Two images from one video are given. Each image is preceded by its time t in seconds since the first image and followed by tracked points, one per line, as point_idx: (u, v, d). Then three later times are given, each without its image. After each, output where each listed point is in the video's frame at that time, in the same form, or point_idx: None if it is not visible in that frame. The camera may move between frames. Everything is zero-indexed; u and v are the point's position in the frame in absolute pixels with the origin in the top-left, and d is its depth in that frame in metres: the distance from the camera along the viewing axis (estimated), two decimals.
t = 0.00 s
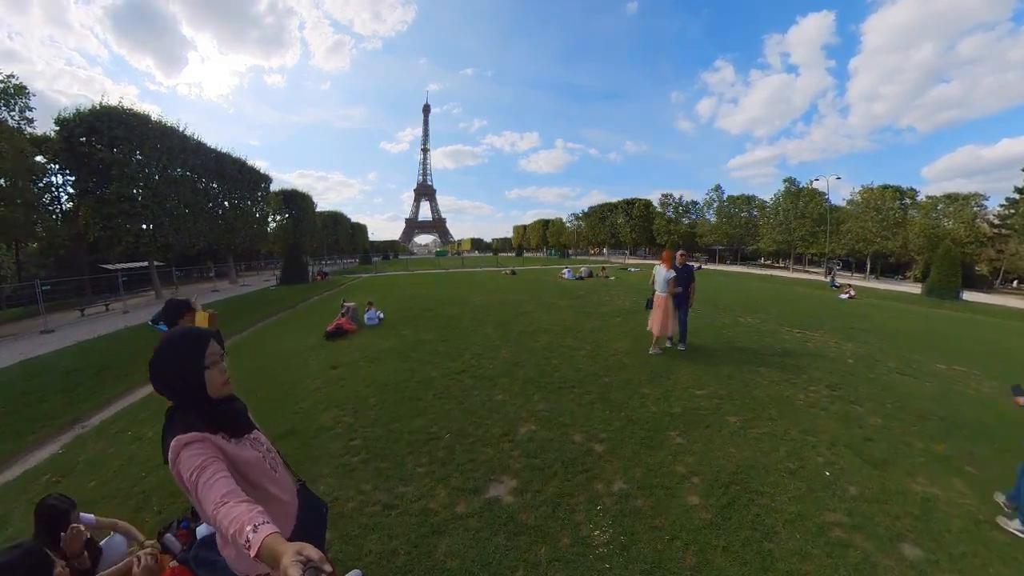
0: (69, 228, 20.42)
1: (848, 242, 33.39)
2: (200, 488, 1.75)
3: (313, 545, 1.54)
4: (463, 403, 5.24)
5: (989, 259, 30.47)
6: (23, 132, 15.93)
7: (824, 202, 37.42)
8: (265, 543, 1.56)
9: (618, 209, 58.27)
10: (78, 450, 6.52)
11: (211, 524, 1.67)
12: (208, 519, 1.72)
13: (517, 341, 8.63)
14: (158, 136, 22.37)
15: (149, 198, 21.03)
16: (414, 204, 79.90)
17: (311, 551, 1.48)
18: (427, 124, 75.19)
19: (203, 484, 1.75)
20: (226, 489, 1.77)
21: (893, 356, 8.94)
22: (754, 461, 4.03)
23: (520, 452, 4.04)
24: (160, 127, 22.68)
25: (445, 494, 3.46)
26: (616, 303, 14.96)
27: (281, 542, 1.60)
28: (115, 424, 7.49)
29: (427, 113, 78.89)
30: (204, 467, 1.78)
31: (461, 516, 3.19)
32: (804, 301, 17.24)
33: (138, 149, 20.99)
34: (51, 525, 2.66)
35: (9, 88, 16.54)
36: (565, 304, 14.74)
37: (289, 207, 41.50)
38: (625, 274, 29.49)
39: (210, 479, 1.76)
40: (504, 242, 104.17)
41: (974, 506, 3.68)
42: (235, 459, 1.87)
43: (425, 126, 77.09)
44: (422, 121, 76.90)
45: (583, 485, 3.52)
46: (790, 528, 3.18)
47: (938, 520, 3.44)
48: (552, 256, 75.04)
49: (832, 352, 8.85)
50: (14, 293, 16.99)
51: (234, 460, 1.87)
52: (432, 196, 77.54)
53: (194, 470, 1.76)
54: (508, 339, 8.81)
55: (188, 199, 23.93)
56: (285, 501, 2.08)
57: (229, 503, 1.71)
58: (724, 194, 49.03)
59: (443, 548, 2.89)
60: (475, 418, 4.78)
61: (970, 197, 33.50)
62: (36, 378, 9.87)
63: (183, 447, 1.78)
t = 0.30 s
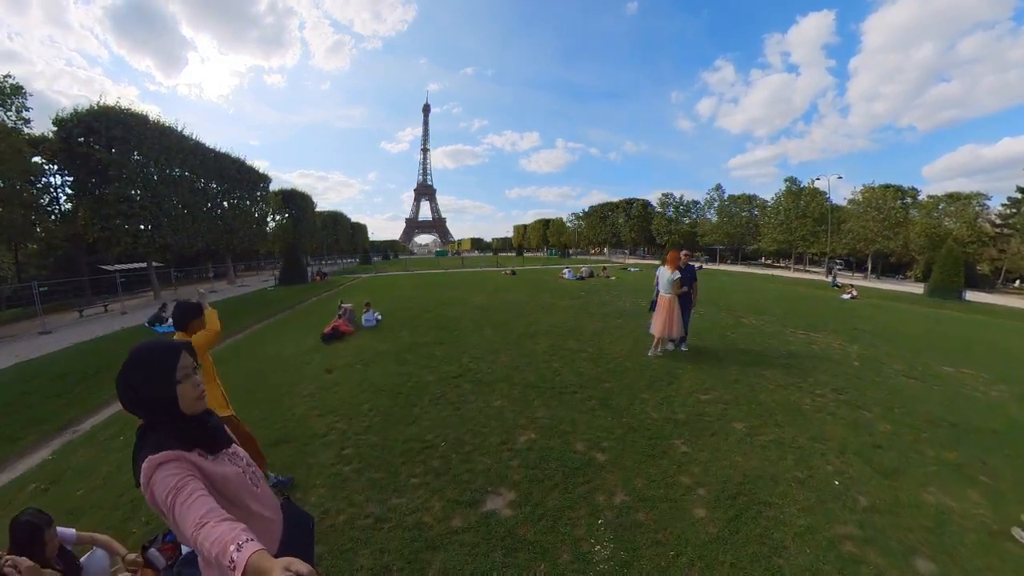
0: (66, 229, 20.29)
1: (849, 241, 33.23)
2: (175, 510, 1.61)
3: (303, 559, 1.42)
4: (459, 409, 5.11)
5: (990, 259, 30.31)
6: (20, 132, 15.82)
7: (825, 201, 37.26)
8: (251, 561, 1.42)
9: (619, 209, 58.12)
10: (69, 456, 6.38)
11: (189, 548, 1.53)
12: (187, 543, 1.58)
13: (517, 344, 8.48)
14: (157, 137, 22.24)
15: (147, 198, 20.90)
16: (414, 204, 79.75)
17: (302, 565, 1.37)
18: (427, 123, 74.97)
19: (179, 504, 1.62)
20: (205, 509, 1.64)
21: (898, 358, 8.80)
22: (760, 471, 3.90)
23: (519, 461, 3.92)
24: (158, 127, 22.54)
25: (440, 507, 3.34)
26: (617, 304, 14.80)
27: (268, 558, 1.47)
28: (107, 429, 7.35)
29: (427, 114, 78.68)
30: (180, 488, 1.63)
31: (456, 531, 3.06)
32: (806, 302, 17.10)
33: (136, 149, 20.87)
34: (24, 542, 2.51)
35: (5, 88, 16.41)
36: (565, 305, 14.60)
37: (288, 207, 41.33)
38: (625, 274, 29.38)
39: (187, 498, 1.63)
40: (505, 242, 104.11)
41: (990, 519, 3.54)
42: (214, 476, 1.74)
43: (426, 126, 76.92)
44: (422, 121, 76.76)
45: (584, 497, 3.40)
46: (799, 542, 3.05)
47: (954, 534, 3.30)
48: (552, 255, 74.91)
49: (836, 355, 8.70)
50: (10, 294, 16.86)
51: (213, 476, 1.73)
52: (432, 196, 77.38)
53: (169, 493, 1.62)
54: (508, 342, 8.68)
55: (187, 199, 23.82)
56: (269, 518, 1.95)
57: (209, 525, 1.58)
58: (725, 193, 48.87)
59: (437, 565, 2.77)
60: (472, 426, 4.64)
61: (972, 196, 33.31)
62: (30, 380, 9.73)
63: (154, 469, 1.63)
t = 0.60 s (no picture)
0: (64, 229, 20.18)
1: (850, 241, 33.10)
2: (149, 535, 1.46)
3: None
4: (458, 415, 5.00)
5: (992, 258, 30.15)
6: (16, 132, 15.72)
7: (826, 201, 37.11)
8: None
9: (619, 208, 58.03)
10: (62, 460, 6.28)
11: None
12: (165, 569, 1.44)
13: (517, 345, 8.36)
14: (155, 137, 22.13)
15: (145, 198, 20.79)
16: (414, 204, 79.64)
17: None
18: (427, 123, 74.94)
19: (153, 529, 1.47)
20: (185, 532, 1.50)
21: (903, 359, 8.68)
22: (767, 480, 3.78)
23: (519, 470, 3.80)
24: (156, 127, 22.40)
25: (438, 520, 3.21)
26: (618, 304, 14.68)
27: None
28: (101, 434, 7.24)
29: (427, 114, 78.64)
30: (157, 510, 1.49)
31: (455, 547, 2.92)
32: (807, 302, 16.97)
33: (134, 149, 20.76)
34: None
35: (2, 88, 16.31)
36: (565, 306, 14.49)
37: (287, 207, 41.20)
38: (625, 274, 29.27)
39: (164, 521, 1.49)
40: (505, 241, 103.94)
41: (1004, 528, 3.43)
42: (193, 494, 1.61)
43: (426, 126, 76.87)
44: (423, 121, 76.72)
45: (586, 508, 3.28)
46: (810, 556, 2.93)
47: (968, 545, 3.18)
48: (552, 255, 74.82)
49: (840, 356, 8.59)
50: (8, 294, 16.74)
51: (193, 495, 1.60)
52: (432, 196, 77.31)
53: (144, 516, 1.48)
54: (508, 344, 8.55)
55: (186, 199, 23.71)
56: (253, 535, 1.81)
57: (190, 547, 1.44)
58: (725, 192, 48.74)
59: None
60: (470, 432, 4.52)
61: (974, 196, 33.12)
62: (27, 382, 9.65)
63: (127, 492, 1.49)
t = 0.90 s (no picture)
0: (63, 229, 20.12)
1: (851, 240, 33.00)
2: (133, 551, 1.36)
3: None
4: (457, 418, 4.92)
5: (994, 258, 30.03)
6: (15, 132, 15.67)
7: (827, 200, 36.99)
8: None
9: (619, 208, 57.95)
10: (57, 464, 6.20)
11: None
12: None
13: (517, 346, 8.28)
14: (154, 136, 22.06)
15: (144, 198, 20.72)
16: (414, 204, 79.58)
17: None
18: (427, 123, 74.91)
19: (136, 544, 1.37)
20: (171, 545, 1.40)
21: (907, 360, 8.59)
22: (773, 485, 3.69)
23: (519, 475, 3.72)
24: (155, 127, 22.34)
25: (436, 527, 3.13)
26: (618, 304, 14.59)
27: None
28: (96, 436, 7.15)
29: (427, 114, 78.62)
30: (140, 525, 1.40)
31: (453, 556, 2.84)
32: (809, 302, 16.88)
33: (133, 149, 20.68)
34: None
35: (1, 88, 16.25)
36: (566, 306, 14.41)
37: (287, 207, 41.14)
38: (626, 274, 29.21)
39: (148, 536, 1.39)
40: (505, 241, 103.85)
41: (1014, 533, 3.35)
42: (176, 505, 1.52)
43: (426, 126, 76.84)
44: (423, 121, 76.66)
45: (587, 515, 3.19)
46: (818, 564, 2.84)
47: (978, 551, 3.09)
48: (553, 255, 74.73)
49: (843, 356, 8.50)
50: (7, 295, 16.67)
51: (176, 506, 1.51)
52: (432, 196, 77.26)
53: (126, 532, 1.38)
54: (508, 344, 8.47)
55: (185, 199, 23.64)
56: (243, 543, 1.73)
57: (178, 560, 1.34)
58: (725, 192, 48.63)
59: None
60: (469, 436, 4.44)
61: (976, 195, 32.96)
62: (24, 384, 9.58)
63: (107, 507, 1.39)
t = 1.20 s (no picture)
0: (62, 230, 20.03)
1: (852, 240, 32.87)
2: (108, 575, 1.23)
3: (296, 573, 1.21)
4: (455, 422, 4.82)
5: (996, 257, 29.89)
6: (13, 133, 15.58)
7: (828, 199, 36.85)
8: None
9: (619, 208, 57.79)
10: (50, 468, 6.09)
11: None
12: None
13: (516, 348, 8.17)
14: (154, 136, 21.97)
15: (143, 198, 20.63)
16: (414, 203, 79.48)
17: None
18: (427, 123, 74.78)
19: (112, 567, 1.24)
20: (155, 561, 1.30)
21: (910, 361, 8.48)
22: (780, 492, 3.58)
23: (518, 484, 3.62)
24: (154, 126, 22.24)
25: (433, 538, 3.03)
26: (618, 304, 14.49)
27: None
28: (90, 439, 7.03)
29: (427, 114, 78.42)
30: (113, 544, 1.28)
31: (450, 570, 2.74)
32: (810, 302, 16.76)
33: (132, 149, 20.57)
34: None
35: None
36: (565, 306, 14.31)
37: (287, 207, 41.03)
38: (625, 274, 29.12)
39: (126, 555, 1.27)
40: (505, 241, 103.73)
41: None
42: (150, 520, 1.41)
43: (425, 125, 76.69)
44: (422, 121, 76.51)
45: (588, 526, 3.09)
46: None
47: (992, 563, 3.00)
48: (553, 254, 74.58)
49: (846, 358, 8.40)
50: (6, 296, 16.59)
51: (149, 521, 1.41)
52: (432, 195, 77.15)
53: (98, 553, 1.26)
54: (508, 346, 8.38)
55: (185, 199, 23.54)
56: (225, 558, 1.64)
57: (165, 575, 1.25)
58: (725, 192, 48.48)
59: None
60: (467, 442, 4.34)
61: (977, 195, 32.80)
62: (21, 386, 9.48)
63: (75, 529, 1.26)
